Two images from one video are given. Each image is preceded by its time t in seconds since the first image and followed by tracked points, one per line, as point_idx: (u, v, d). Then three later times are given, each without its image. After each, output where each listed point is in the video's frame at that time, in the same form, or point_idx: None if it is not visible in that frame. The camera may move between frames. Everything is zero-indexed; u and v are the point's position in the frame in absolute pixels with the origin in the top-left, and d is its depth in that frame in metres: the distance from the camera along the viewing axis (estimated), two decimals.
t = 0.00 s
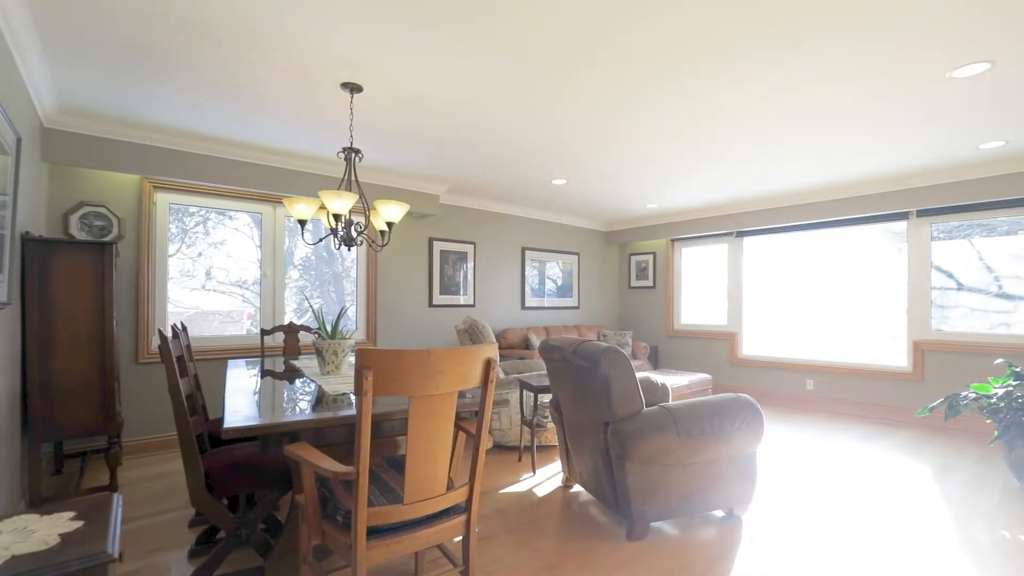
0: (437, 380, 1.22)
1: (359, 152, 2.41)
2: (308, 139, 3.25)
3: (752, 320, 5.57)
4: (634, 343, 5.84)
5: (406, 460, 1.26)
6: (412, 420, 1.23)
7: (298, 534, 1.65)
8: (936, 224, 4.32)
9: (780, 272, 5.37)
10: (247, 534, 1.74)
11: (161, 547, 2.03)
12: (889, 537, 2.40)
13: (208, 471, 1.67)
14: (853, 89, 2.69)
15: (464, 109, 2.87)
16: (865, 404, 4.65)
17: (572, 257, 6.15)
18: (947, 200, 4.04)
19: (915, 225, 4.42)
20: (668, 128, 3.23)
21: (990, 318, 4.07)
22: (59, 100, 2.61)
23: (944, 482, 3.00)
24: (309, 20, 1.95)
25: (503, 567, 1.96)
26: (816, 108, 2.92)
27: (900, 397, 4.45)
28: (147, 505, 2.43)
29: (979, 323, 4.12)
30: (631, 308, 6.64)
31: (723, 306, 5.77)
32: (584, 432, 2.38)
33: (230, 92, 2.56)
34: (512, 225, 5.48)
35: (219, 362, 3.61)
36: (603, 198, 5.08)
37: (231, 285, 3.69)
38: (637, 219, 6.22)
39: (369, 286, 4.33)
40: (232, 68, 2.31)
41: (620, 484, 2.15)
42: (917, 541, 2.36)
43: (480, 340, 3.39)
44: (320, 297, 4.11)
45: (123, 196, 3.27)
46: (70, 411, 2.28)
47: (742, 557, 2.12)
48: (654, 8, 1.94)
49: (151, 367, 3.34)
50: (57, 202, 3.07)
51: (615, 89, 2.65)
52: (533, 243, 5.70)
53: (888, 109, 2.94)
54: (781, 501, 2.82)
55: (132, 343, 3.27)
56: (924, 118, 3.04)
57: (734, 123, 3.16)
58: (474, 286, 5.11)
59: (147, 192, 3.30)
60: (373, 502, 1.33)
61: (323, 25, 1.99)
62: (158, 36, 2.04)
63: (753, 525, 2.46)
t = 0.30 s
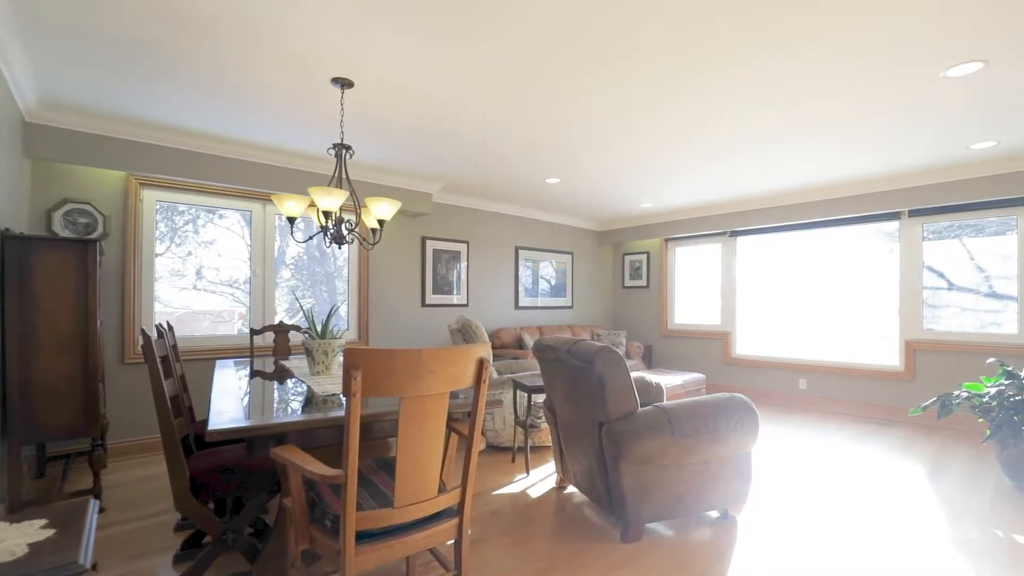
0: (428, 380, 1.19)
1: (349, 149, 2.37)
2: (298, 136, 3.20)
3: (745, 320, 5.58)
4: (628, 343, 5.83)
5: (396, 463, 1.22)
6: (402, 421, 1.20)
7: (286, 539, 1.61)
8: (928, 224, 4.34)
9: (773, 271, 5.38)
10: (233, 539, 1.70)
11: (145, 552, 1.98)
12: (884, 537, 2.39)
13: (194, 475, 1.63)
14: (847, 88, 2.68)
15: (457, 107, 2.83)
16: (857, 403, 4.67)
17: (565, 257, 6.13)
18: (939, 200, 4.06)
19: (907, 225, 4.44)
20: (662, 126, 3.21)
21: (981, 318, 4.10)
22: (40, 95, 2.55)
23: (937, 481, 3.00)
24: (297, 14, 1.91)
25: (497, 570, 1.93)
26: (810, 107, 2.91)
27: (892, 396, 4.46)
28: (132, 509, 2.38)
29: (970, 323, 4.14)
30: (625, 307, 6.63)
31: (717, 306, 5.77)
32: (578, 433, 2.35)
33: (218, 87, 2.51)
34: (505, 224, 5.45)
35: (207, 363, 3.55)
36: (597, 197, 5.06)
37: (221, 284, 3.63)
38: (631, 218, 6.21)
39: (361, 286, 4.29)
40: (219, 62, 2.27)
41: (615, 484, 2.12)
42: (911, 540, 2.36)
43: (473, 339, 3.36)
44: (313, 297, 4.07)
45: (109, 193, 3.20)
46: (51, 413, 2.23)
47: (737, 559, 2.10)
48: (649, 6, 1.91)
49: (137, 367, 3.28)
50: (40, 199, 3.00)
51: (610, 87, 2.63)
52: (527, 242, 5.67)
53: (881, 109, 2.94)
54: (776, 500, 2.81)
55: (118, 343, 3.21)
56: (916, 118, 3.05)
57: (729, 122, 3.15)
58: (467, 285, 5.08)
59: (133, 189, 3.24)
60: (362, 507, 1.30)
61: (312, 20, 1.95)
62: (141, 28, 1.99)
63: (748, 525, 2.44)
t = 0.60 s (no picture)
0: (418, 382, 1.16)
1: (339, 146, 2.32)
2: (287, 132, 3.14)
3: (738, 320, 5.58)
4: (621, 343, 5.82)
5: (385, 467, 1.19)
6: (391, 424, 1.16)
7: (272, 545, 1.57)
8: (920, 224, 4.35)
9: (766, 271, 5.38)
10: (218, 545, 1.66)
11: (128, 558, 1.93)
12: (877, 537, 2.38)
13: (178, 480, 1.59)
14: (841, 88, 2.67)
15: (449, 104, 2.79)
16: (849, 402, 4.68)
17: (559, 257, 6.10)
18: (930, 200, 4.08)
19: (899, 225, 4.45)
20: (656, 125, 3.19)
21: (972, 317, 4.11)
22: (19, 89, 2.49)
23: (929, 481, 3.00)
24: (284, 7, 1.86)
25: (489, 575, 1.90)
26: (804, 107, 2.90)
27: (884, 395, 4.47)
28: (114, 514, 2.32)
29: (961, 322, 4.16)
30: (618, 307, 6.62)
31: (710, 305, 5.77)
32: (572, 434, 2.33)
33: (203, 82, 2.45)
34: (498, 223, 5.41)
35: (194, 363, 3.48)
36: (590, 197, 5.04)
37: (209, 284, 3.58)
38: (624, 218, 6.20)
39: (352, 285, 4.23)
40: (205, 56, 2.21)
41: (609, 486, 2.09)
42: (904, 540, 2.35)
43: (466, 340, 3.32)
44: (304, 297, 4.02)
45: (92, 190, 3.14)
46: (29, 415, 2.17)
47: (732, 561, 2.08)
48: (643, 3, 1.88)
49: (122, 368, 3.22)
50: (21, 196, 2.93)
51: (603, 86, 2.60)
52: (520, 241, 5.64)
53: (874, 109, 2.93)
54: (769, 500, 2.80)
55: (102, 344, 3.15)
56: (909, 118, 3.05)
57: (723, 121, 3.13)
58: (460, 285, 5.04)
59: (118, 186, 3.18)
60: (350, 512, 1.26)
61: (299, 13, 1.91)
62: (122, 20, 1.94)
63: (742, 526, 2.42)
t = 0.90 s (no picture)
0: (406, 386, 1.12)
1: (327, 143, 2.27)
2: (274, 129, 3.09)
3: (730, 320, 5.58)
4: (613, 343, 5.81)
5: (371, 475, 1.15)
6: (377, 430, 1.13)
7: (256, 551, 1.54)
8: (910, 225, 4.36)
9: (757, 271, 5.39)
10: (200, 552, 1.61)
11: (106, 567, 1.87)
12: (870, 537, 2.38)
13: (157, 486, 1.54)
14: (833, 88, 2.66)
15: (439, 102, 2.75)
16: (839, 402, 4.71)
17: (551, 257, 6.08)
18: (919, 201, 4.10)
19: (889, 225, 4.47)
20: (649, 125, 3.17)
21: (961, 318, 4.14)
22: None
23: (920, 481, 3.01)
24: None
25: None
26: (796, 107, 2.90)
27: (874, 395, 4.50)
28: (94, 520, 2.26)
29: (950, 323, 4.18)
30: (610, 307, 6.61)
31: (702, 306, 5.78)
32: (564, 436, 2.30)
33: (187, 76, 2.40)
34: (489, 223, 5.37)
35: (179, 365, 3.41)
36: (583, 196, 5.02)
37: (197, 284, 3.52)
38: (616, 218, 6.19)
39: (342, 285, 4.18)
40: (187, 50, 2.16)
41: (601, 490, 2.07)
42: (896, 540, 2.35)
43: (457, 340, 3.28)
44: (294, 297, 3.97)
45: (73, 187, 3.06)
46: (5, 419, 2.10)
47: (725, 564, 2.06)
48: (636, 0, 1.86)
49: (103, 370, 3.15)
50: None
51: (596, 84, 2.57)
52: (511, 241, 5.61)
53: (866, 109, 2.93)
54: (761, 500, 2.79)
55: (82, 345, 3.07)
56: (900, 118, 3.05)
57: (715, 121, 3.12)
58: (451, 285, 5.00)
59: (100, 183, 3.11)
60: (336, 520, 1.22)
61: (285, 7, 1.86)
62: (101, 11, 1.88)
63: (735, 528, 2.41)
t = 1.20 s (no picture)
0: (392, 389, 1.09)
1: (314, 140, 2.23)
2: (261, 125, 3.03)
3: (721, 320, 5.59)
4: (605, 344, 5.79)
5: (356, 481, 1.11)
6: (362, 435, 1.09)
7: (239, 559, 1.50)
8: (899, 225, 4.39)
9: (748, 272, 5.40)
10: (180, 561, 1.56)
11: None
12: (862, 538, 2.37)
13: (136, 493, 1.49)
14: (826, 88, 2.65)
15: (429, 99, 2.72)
16: (829, 403, 4.73)
17: (542, 257, 6.05)
18: (908, 201, 4.12)
19: (879, 226, 4.49)
20: (640, 125, 3.15)
21: (949, 318, 4.17)
22: None
23: (910, 481, 3.01)
24: None
25: None
26: (787, 107, 2.89)
27: (864, 395, 4.52)
28: (71, 527, 2.19)
29: (939, 323, 4.21)
30: (602, 308, 6.59)
31: (693, 306, 5.78)
32: (555, 438, 2.27)
33: (169, 70, 2.34)
34: (481, 222, 5.34)
35: (163, 367, 3.34)
36: (574, 196, 5.00)
37: (185, 283, 3.47)
38: (608, 218, 6.18)
39: (331, 285, 4.13)
40: (169, 43, 2.10)
41: (593, 493, 2.04)
42: (889, 541, 2.35)
43: (447, 341, 3.24)
44: (283, 297, 3.92)
45: (53, 185, 2.99)
46: None
47: (718, 567, 2.04)
48: None
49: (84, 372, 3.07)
50: None
51: (587, 83, 2.55)
52: (503, 241, 5.58)
53: (857, 109, 2.93)
54: (754, 501, 2.78)
55: (62, 346, 3.00)
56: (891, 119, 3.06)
57: (707, 121, 3.11)
58: (442, 285, 4.96)
59: (80, 180, 3.03)
60: (320, 528, 1.18)
61: None
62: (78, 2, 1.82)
63: (728, 530, 2.40)
